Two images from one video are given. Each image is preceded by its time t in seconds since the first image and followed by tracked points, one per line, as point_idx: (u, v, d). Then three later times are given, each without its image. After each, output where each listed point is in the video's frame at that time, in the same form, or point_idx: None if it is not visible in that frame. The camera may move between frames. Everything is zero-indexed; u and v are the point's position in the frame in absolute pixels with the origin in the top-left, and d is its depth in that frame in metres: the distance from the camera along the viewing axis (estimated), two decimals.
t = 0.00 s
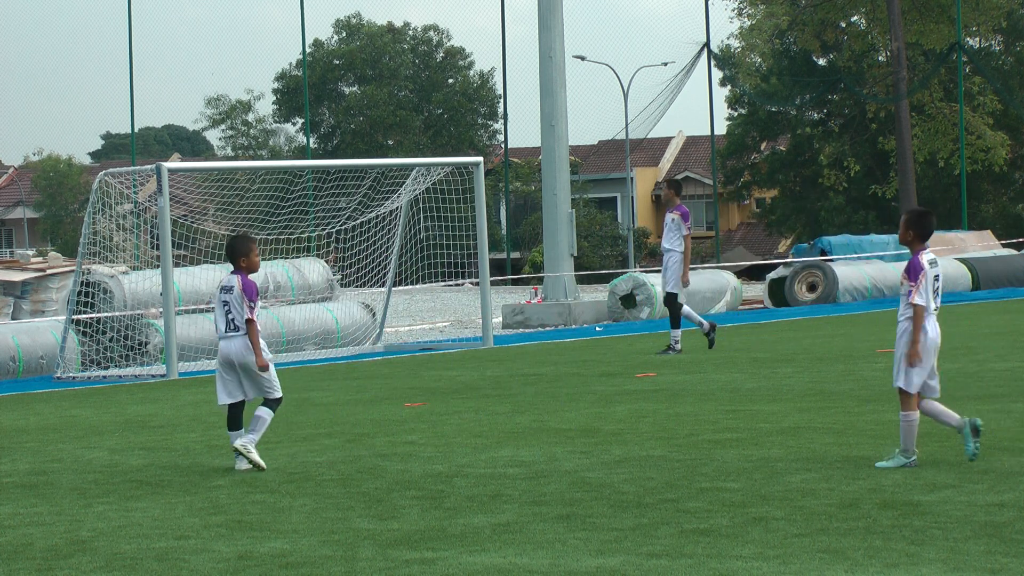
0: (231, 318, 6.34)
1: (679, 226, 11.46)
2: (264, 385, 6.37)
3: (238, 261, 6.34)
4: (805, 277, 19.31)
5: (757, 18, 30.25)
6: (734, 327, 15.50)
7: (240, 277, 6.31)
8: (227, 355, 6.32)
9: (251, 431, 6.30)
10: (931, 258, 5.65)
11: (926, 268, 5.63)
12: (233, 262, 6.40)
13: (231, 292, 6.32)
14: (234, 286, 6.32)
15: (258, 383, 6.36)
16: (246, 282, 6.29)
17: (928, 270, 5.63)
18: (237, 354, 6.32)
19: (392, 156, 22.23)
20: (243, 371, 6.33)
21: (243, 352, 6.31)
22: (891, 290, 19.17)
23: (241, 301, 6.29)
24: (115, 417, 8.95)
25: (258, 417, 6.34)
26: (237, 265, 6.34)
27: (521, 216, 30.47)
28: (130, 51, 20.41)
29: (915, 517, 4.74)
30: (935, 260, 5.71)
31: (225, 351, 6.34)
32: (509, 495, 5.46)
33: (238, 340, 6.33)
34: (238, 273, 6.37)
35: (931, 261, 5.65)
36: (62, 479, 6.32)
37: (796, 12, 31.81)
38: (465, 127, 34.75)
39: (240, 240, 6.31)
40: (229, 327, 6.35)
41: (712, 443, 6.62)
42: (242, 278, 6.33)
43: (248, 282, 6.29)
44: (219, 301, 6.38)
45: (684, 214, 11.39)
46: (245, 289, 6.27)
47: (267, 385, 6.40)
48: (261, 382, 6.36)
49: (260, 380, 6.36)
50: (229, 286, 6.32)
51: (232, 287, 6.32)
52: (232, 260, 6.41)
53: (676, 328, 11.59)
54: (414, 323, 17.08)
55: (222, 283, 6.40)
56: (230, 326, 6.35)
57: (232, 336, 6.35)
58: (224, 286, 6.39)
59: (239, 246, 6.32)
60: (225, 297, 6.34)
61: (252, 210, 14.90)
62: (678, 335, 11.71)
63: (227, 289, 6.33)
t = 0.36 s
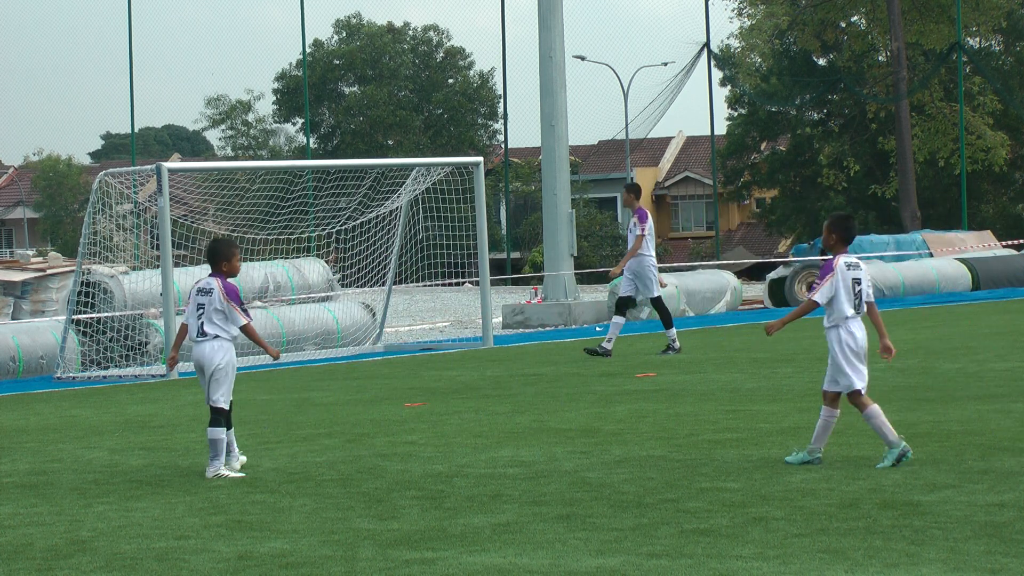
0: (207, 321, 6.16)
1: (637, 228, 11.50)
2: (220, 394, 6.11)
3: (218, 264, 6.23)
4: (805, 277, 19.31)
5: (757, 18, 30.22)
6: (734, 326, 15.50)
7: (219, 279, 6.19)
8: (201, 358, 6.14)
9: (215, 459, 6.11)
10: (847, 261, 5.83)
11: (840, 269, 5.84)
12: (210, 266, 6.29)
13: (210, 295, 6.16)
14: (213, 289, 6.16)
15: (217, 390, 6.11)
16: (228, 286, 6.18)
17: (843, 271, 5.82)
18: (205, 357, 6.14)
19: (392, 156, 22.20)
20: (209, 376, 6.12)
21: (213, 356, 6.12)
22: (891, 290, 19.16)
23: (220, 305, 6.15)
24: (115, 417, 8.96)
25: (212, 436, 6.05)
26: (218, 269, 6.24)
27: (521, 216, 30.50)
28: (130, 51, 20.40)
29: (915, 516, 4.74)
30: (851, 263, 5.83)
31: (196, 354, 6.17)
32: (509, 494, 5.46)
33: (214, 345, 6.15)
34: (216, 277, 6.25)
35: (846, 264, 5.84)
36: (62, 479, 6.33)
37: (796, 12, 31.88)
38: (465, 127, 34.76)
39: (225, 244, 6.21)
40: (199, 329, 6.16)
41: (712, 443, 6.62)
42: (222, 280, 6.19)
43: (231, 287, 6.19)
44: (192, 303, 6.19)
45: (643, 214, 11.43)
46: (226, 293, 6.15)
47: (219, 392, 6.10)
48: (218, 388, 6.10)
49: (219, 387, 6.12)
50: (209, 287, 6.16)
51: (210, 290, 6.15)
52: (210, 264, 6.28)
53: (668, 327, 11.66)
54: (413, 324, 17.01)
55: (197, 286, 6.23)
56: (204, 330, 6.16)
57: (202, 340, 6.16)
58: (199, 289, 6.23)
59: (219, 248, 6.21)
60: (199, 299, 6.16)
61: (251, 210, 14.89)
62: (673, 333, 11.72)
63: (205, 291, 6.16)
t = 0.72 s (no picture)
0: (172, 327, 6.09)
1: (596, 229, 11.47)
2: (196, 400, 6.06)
3: (178, 268, 6.12)
4: (805, 277, 19.32)
5: (758, 18, 30.21)
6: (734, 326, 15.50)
7: (178, 285, 6.09)
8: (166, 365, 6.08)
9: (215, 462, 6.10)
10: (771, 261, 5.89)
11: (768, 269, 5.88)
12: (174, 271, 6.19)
13: (171, 301, 6.07)
14: (174, 295, 6.06)
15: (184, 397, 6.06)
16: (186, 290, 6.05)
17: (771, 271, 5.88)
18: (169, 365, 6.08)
19: (392, 156, 22.19)
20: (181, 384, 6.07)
21: (174, 363, 6.05)
22: (891, 290, 19.16)
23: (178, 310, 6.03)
24: (115, 417, 8.96)
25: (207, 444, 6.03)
26: (178, 274, 6.12)
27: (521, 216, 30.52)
28: (130, 51, 20.42)
29: (915, 517, 4.74)
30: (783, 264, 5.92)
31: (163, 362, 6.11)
32: (509, 495, 5.46)
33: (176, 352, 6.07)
34: (178, 281, 6.14)
35: (773, 263, 5.87)
36: (62, 479, 6.33)
37: (796, 12, 31.88)
38: (465, 127, 34.76)
39: (181, 248, 6.08)
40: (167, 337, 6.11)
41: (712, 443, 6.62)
42: (182, 285, 6.09)
43: (190, 292, 6.08)
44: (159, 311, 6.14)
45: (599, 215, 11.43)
46: (185, 298, 6.05)
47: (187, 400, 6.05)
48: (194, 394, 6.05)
49: (199, 394, 6.07)
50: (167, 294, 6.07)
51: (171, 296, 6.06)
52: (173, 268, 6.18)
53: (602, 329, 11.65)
54: (415, 322, 17.35)
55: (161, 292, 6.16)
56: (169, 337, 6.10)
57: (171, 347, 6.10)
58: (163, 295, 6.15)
59: (181, 252, 6.10)
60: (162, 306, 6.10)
61: (252, 211, 14.96)
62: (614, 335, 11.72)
63: (167, 298, 6.08)
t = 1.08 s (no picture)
0: (135, 326, 6.04)
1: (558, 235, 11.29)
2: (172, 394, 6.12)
3: (139, 266, 6.10)
4: (805, 277, 19.34)
5: (757, 18, 30.19)
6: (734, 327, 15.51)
7: (141, 283, 6.06)
8: (131, 364, 6.05)
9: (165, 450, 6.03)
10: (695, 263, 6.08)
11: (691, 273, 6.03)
12: (131, 271, 6.16)
13: (132, 300, 6.02)
14: (136, 294, 6.01)
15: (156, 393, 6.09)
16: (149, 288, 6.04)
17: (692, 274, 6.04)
18: (136, 364, 6.05)
19: (392, 156, 22.18)
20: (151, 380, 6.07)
21: (144, 362, 6.04)
22: (891, 290, 19.15)
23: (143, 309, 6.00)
24: (115, 417, 8.96)
25: (171, 432, 6.04)
26: (139, 272, 6.11)
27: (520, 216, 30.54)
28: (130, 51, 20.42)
29: (915, 517, 4.74)
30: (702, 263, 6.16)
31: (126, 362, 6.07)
32: (509, 495, 5.46)
33: (143, 351, 6.05)
34: (138, 279, 6.11)
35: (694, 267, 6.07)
36: (62, 479, 6.32)
37: (796, 12, 31.88)
38: (465, 127, 34.77)
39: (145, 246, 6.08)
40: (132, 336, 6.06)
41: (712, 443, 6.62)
42: (143, 283, 6.07)
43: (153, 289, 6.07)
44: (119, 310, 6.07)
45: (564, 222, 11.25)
46: (149, 296, 6.02)
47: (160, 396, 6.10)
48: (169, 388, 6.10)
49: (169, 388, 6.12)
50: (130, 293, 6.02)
51: (133, 295, 6.01)
52: (130, 266, 6.14)
53: (543, 337, 11.40)
54: (415, 323, 17.28)
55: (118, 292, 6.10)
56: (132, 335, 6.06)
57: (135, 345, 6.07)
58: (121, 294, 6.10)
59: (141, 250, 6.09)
60: (124, 305, 6.03)
61: (251, 212, 14.98)
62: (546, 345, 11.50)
63: (129, 297, 6.02)
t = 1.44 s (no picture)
0: (115, 329, 5.94)
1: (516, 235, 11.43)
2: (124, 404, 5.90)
3: (122, 268, 6.04)
4: (805, 277, 19.38)
5: (758, 18, 30.17)
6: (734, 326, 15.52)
7: (124, 285, 5.99)
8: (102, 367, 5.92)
9: (106, 471, 5.87)
10: (616, 266, 6.23)
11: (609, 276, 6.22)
12: (113, 273, 6.08)
13: (115, 301, 5.95)
14: (118, 295, 5.96)
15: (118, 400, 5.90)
16: (135, 287, 5.98)
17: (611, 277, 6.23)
18: (112, 367, 5.92)
19: (393, 156, 22.13)
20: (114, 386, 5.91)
21: (119, 365, 5.91)
22: (891, 290, 19.16)
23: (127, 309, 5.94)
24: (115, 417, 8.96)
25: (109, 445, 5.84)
26: (122, 274, 6.04)
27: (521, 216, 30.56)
28: (130, 51, 20.38)
29: (915, 516, 4.74)
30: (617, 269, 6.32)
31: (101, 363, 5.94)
32: (509, 495, 5.46)
33: (119, 355, 5.93)
34: (120, 281, 6.04)
35: (614, 271, 6.24)
36: (62, 479, 6.33)
37: (796, 12, 31.88)
38: (465, 127, 34.79)
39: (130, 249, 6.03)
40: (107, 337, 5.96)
41: (711, 443, 6.63)
42: (125, 286, 6.00)
43: (135, 290, 6.00)
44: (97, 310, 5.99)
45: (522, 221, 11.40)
46: (133, 298, 5.95)
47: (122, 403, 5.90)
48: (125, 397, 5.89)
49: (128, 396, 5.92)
50: (113, 293, 5.97)
51: (116, 296, 5.95)
52: (113, 269, 6.07)
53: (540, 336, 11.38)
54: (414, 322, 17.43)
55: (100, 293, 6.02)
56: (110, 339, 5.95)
57: (110, 349, 5.96)
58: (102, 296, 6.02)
59: (126, 251, 6.03)
60: (105, 306, 5.96)
61: (251, 211, 14.94)
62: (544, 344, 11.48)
63: (110, 297, 5.95)
